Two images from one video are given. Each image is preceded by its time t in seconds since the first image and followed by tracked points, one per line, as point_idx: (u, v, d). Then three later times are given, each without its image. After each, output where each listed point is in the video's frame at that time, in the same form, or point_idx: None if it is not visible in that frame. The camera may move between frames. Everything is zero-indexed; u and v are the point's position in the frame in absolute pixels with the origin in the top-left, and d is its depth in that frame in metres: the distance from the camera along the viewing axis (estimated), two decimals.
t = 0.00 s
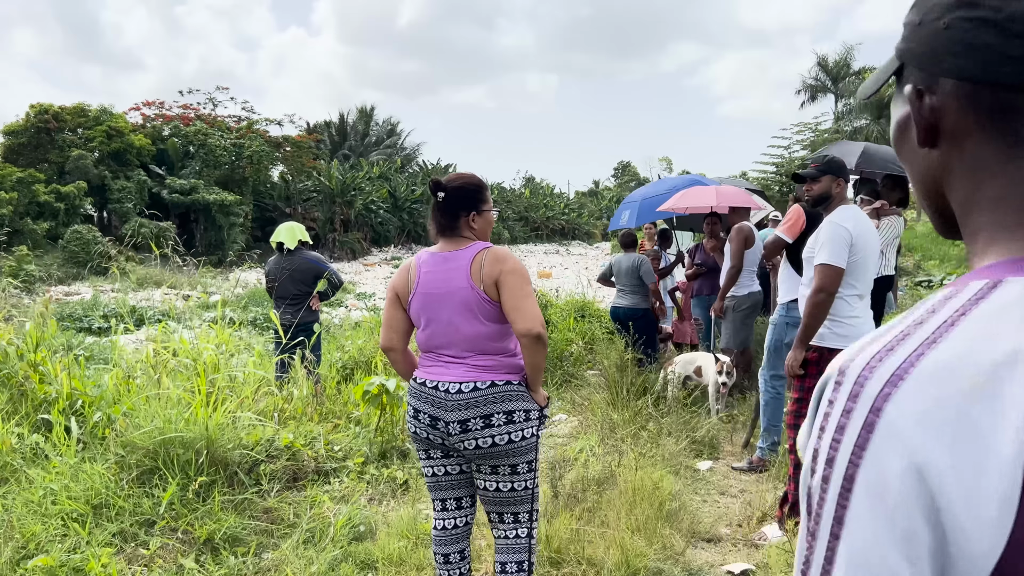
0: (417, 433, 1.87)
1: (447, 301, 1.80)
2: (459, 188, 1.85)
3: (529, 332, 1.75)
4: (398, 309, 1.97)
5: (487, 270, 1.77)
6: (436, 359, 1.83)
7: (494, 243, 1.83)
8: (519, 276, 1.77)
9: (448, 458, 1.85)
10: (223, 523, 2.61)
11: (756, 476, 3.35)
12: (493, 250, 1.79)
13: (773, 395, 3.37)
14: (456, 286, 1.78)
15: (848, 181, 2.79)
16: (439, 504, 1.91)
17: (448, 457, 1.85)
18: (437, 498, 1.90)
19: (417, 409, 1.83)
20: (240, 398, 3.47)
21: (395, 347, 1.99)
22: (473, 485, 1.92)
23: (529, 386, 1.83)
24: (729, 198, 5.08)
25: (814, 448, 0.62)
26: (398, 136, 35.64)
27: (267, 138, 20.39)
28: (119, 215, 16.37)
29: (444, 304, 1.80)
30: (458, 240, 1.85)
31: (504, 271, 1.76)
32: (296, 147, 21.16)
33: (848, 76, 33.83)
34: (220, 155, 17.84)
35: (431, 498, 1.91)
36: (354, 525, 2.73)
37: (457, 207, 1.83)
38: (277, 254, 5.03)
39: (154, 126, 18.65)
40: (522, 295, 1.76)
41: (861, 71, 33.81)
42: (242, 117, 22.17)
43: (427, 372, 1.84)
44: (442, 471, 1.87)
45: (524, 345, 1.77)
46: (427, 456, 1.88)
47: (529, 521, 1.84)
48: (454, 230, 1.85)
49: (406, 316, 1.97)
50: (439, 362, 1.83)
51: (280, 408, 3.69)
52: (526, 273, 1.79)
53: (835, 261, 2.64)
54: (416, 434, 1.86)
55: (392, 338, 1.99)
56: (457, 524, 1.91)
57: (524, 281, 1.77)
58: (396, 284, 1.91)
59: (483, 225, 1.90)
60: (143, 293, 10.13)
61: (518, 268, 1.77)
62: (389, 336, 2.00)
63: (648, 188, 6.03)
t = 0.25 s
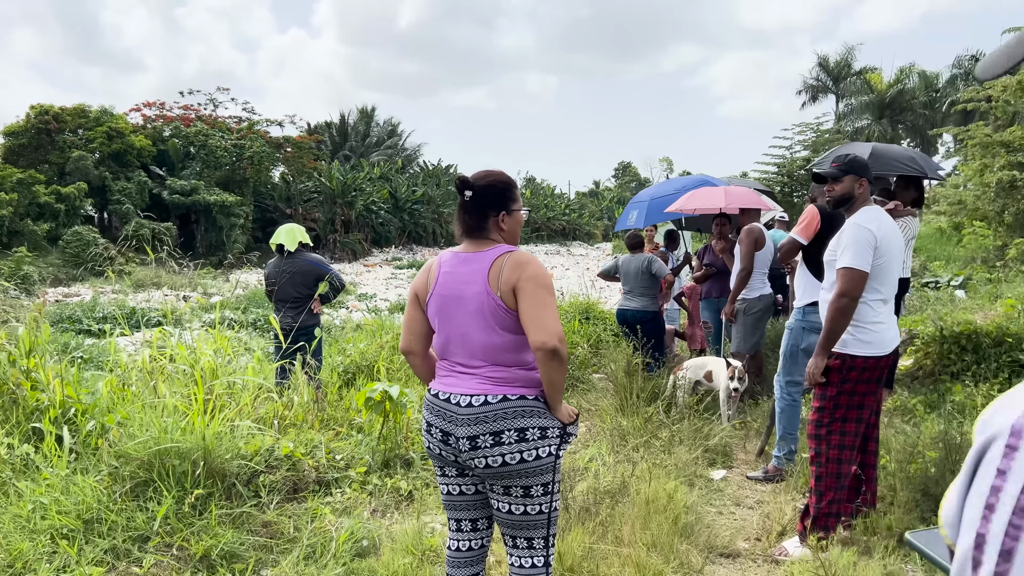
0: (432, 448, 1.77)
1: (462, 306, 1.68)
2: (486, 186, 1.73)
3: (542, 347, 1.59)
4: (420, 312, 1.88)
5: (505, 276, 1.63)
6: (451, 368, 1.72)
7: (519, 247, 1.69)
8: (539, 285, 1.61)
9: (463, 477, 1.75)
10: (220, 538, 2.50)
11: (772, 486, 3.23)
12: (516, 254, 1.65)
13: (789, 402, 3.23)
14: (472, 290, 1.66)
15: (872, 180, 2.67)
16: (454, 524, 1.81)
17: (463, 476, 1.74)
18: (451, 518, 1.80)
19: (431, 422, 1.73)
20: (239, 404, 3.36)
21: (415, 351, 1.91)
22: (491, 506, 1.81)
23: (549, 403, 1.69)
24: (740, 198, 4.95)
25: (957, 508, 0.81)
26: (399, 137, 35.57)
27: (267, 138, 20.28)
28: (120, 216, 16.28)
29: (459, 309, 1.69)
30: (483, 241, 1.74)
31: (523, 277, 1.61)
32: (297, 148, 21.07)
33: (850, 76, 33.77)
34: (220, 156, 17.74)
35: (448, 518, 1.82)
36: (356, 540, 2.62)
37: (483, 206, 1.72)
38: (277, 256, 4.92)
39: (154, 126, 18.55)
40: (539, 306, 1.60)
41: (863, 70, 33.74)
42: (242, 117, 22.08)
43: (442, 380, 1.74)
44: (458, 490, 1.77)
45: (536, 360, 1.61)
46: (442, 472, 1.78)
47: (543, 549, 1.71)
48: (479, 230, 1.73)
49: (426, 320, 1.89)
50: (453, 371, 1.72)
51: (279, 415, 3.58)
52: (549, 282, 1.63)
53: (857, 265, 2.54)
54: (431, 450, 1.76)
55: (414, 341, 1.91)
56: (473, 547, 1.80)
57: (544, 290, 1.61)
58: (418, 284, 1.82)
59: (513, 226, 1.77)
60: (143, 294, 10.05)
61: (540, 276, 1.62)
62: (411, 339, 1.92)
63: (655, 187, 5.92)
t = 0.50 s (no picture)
0: (458, 466, 1.67)
1: (490, 316, 1.56)
2: (524, 184, 1.59)
3: (566, 369, 1.44)
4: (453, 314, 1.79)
5: (533, 288, 1.49)
6: (481, 379, 1.62)
7: (556, 254, 1.54)
8: (568, 299, 1.46)
9: (492, 500, 1.65)
10: (222, 556, 2.38)
11: (794, 497, 3.10)
12: (550, 262, 1.51)
13: (812, 409, 3.11)
14: (499, 299, 1.54)
15: (904, 179, 2.56)
16: (481, 550, 1.72)
17: (493, 498, 1.64)
18: (478, 543, 1.71)
19: (459, 438, 1.63)
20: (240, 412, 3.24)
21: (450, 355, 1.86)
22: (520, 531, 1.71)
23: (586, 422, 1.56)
24: (756, 199, 4.80)
25: None
26: (400, 138, 35.52)
27: (269, 139, 20.17)
28: (121, 217, 16.17)
29: (486, 318, 1.57)
30: (519, 243, 1.61)
31: (552, 290, 1.47)
32: (298, 148, 20.96)
33: (852, 76, 33.74)
34: (222, 156, 17.63)
35: (475, 540, 1.73)
36: (365, 556, 2.49)
37: (524, 203, 1.59)
38: (280, 258, 4.81)
39: (156, 127, 18.43)
40: (566, 323, 1.45)
41: (864, 70, 33.73)
42: (243, 118, 21.96)
43: (470, 390, 1.64)
44: (487, 512, 1.68)
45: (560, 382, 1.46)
46: (470, 492, 1.68)
47: None
48: (514, 232, 1.61)
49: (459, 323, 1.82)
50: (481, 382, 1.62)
51: (282, 422, 3.46)
52: (582, 296, 1.47)
53: (891, 267, 2.41)
54: (458, 469, 1.67)
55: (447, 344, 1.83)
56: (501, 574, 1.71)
57: (573, 306, 1.45)
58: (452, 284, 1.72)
59: (554, 228, 1.64)
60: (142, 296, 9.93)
61: (571, 289, 1.46)
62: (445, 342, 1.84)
63: (666, 187, 5.80)
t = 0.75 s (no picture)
0: (486, 494, 1.58)
1: (524, 333, 1.46)
2: (566, 189, 1.48)
3: (606, 397, 1.32)
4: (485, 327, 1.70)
5: (574, 306, 1.37)
6: (512, 400, 1.51)
7: (599, 269, 1.42)
8: (610, 320, 1.34)
9: (522, 532, 1.56)
10: None
11: (816, 511, 2.99)
12: (592, 277, 1.39)
13: (834, 420, 3.00)
14: (534, 316, 1.44)
15: (936, 180, 2.45)
16: None
17: (522, 529, 1.56)
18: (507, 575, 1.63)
19: (488, 463, 1.54)
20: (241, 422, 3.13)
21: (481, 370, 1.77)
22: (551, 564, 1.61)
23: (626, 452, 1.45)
24: (773, 201, 4.68)
25: None
26: (402, 138, 35.42)
27: (270, 139, 20.09)
28: (123, 218, 16.07)
29: (520, 335, 1.47)
30: (558, 254, 1.50)
31: (593, 309, 1.35)
32: (300, 149, 20.86)
33: (856, 74, 33.61)
34: (224, 157, 17.54)
35: (503, 574, 1.64)
36: None
37: (567, 211, 1.48)
38: (283, 263, 4.70)
39: (157, 127, 18.35)
40: (607, 347, 1.33)
41: (868, 69, 33.60)
42: (245, 118, 21.88)
43: (501, 411, 1.54)
44: (517, 546, 1.58)
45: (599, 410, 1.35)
46: (498, 522, 1.59)
47: None
48: (554, 242, 1.50)
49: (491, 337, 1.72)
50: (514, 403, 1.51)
51: (284, 432, 3.35)
52: (626, 317, 1.35)
53: (923, 274, 2.29)
54: (487, 497, 1.58)
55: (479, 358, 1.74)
56: None
57: (616, 328, 1.33)
58: (486, 295, 1.62)
59: (598, 237, 1.52)
60: (143, 298, 9.83)
61: (614, 308, 1.34)
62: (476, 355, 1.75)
63: (675, 188, 5.68)
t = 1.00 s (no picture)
0: (511, 522, 1.49)
1: (558, 342, 1.37)
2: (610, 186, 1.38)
3: (653, 419, 1.24)
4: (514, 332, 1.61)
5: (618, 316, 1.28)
6: (543, 415, 1.43)
7: (645, 275, 1.33)
8: (659, 335, 1.25)
9: (550, 565, 1.48)
10: None
11: (837, 522, 2.87)
12: (639, 284, 1.30)
13: (856, 427, 2.87)
14: (572, 324, 1.35)
15: (968, 176, 2.33)
16: None
17: (551, 563, 1.46)
18: None
19: (514, 487, 1.45)
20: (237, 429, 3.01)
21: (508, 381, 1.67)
22: None
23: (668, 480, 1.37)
24: (788, 198, 4.54)
25: None
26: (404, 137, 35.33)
27: (273, 138, 19.99)
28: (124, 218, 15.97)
29: (555, 344, 1.38)
30: (600, 255, 1.40)
31: (640, 320, 1.26)
32: (302, 147, 20.75)
33: (860, 72, 33.48)
34: (226, 156, 17.45)
35: None
36: None
37: (611, 207, 1.38)
38: (284, 262, 4.59)
39: (159, 126, 18.26)
40: (655, 363, 1.24)
41: (872, 67, 33.47)
42: (247, 117, 21.78)
43: (531, 426, 1.46)
44: None
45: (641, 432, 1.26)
46: (524, 553, 1.50)
47: None
48: (596, 243, 1.40)
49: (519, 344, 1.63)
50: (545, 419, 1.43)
51: (284, 438, 3.23)
52: (675, 330, 1.27)
53: (956, 275, 2.17)
54: (512, 526, 1.49)
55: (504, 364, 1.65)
56: None
57: (664, 343, 1.25)
58: (516, 298, 1.53)
59: (645, 238, 1.42)
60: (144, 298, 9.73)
61: (664, 320, 1.26)
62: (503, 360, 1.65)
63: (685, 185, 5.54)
